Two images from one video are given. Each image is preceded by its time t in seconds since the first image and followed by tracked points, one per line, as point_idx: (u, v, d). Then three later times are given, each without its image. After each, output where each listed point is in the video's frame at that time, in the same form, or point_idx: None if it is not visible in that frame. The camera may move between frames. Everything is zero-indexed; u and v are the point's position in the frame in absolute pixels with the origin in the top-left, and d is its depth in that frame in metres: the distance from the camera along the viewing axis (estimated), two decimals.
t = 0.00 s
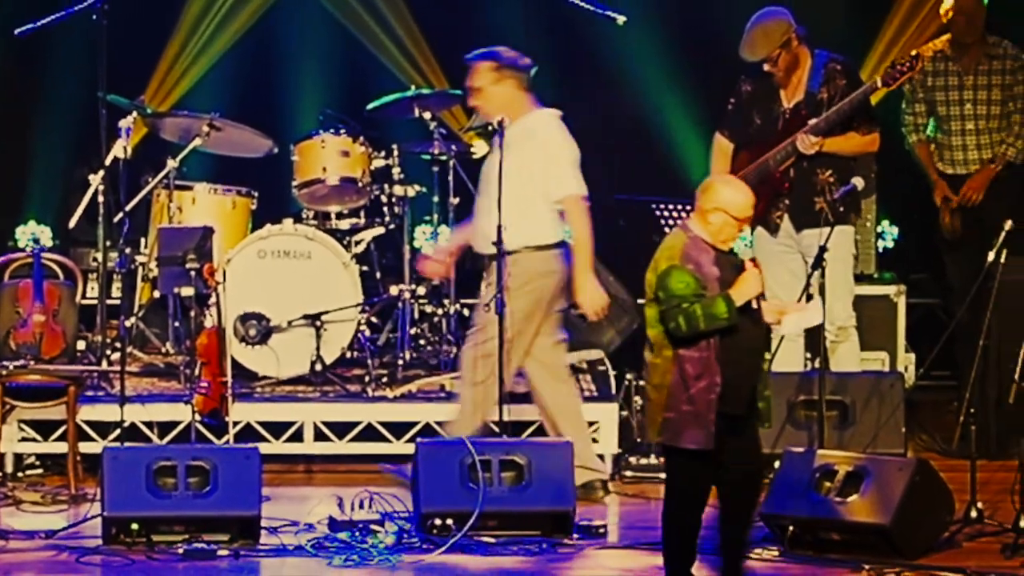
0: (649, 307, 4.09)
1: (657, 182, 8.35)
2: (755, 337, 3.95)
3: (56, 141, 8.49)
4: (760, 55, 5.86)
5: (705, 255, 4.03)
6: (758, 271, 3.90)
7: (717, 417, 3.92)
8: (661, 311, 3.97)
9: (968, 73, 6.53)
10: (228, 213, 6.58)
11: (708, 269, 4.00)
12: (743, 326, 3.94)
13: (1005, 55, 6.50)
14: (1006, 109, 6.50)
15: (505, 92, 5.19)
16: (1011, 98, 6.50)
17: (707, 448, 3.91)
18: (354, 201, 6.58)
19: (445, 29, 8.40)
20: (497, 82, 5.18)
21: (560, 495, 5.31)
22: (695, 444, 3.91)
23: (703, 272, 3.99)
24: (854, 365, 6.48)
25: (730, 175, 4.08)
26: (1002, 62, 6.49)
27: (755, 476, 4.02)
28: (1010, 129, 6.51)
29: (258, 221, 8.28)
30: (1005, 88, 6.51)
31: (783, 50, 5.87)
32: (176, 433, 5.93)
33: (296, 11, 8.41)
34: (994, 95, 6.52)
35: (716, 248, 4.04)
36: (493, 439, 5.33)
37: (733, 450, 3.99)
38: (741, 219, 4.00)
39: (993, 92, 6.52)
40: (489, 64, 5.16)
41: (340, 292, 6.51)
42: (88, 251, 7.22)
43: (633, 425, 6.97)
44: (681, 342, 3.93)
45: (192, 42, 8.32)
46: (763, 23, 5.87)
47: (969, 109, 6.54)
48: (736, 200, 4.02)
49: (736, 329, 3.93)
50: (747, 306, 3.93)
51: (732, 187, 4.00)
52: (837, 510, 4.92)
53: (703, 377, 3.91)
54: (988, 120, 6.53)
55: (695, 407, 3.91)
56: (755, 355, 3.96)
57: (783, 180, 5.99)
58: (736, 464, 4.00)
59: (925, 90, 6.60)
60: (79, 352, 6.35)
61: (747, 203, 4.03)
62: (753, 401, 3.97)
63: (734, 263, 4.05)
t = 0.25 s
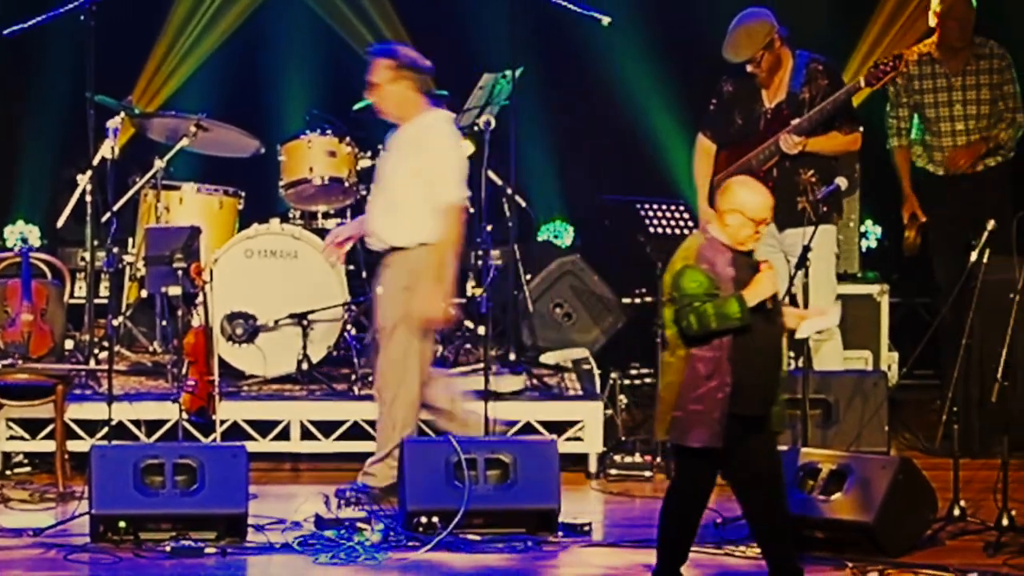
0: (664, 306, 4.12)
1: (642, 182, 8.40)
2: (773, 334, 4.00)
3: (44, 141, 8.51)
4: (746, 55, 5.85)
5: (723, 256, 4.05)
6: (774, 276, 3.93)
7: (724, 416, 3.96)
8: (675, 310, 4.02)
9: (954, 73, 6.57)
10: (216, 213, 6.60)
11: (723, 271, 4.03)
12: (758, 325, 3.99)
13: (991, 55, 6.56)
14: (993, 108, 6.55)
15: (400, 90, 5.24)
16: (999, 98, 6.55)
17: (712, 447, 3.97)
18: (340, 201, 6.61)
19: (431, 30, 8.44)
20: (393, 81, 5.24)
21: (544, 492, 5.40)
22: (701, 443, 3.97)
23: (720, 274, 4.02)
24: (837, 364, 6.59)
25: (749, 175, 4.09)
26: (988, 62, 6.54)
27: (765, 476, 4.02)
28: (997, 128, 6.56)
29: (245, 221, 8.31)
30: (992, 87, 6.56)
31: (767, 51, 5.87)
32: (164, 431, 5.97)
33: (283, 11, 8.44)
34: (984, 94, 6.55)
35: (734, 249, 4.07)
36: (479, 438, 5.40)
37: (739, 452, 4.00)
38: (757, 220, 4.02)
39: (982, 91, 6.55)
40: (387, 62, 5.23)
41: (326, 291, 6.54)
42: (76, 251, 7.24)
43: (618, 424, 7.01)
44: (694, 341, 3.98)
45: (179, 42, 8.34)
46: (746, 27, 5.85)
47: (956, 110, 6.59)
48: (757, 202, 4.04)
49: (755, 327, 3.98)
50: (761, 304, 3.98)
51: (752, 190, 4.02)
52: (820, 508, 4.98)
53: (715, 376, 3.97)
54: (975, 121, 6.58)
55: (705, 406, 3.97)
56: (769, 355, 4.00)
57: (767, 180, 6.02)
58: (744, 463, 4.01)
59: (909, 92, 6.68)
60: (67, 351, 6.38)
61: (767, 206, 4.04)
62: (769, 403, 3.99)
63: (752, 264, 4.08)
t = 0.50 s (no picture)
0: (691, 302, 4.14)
1: (627, 181, 8.44)
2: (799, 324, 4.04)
3: (31, 140, 8.53)
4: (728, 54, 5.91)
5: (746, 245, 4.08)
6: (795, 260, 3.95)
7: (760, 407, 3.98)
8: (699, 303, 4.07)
9: (945, 73, 6.63)
10: (203, 211, 6.60)
11: (746, 260, 4.06)
12: (780, 315, 4.03)
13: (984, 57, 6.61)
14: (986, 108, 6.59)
15: (298, 92, 5.23)
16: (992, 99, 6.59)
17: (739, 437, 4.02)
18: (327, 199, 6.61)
19: (416, 29, 8.47)
20: (291, 82, 5.24)
21: (529, 489, 5.46)
22: (727, 433, 4.02)
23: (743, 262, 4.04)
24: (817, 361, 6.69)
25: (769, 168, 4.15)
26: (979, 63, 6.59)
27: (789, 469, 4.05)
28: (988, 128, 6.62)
29: (231, 219, 8.34)
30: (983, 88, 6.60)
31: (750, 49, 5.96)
32: (152, 428, 6.00)
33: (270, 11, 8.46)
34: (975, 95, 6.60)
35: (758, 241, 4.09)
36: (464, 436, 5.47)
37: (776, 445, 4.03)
38: (777, 208, 4.06)
39: (973, 91, 6.60)
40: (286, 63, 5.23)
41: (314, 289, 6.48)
42: (64, 249, 7.27)
43: (603, 421, 7.05)
44: (718, 332, 4.03)
45: (167, 42, 8.37)
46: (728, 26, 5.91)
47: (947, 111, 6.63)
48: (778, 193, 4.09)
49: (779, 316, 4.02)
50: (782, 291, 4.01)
51: (772, 181, 4.07)
52: (805, 505, 5.02)
53: (740, 367, 4.01)
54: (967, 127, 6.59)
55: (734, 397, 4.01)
56: (793, 344, 4.02)
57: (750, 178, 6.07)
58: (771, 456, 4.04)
59: (899, 93, 6.72)
60: (56, 349, 6.41)
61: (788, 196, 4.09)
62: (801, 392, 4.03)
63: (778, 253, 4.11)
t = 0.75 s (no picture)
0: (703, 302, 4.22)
1: (613, 183, 8.48)
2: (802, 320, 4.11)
3: (19, 140, 8.55)
4: (711, 57, 5.97)
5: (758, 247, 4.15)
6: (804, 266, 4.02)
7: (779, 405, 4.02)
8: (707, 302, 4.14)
9: (945, 72, 6.68)
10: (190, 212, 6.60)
11: (756, 262, 4.13)
12: (784, 312, 4.10)
13: (981, 57, 6.66)
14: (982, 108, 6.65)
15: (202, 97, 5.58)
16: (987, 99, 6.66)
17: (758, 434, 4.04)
18: (314, 201, 6.61)
19: (402, 30, 8.50)
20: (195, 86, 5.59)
21: (515, 490, 5.51)
22: (745, 430, 4.04)
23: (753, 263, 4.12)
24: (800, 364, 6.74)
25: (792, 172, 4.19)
26: (976, 62, 6.66)
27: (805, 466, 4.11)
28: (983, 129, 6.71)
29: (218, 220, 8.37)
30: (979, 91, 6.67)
31: (733, 52, 6.00)
32: (139, 428, 6.03)
33: (259, 12, 8.50)
34: (971, 94, 6.67)
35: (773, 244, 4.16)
36: (450, 436, 5.52)
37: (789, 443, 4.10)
38: (792, 214, 4.11)
39: (970, 90, 6.67)
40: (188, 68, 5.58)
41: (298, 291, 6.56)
42: (51, 250, 7.29)
43: (589, 421, 7.09)
44: (724, 329, 4.08)
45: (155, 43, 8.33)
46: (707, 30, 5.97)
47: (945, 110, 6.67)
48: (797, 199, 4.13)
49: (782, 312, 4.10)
50: (787, 291, 4.07)
51: (792, 186, 4.11)
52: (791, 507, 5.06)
53: (749, 366, 4.04)
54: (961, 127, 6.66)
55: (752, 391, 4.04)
56: (794, 343, 4.09)
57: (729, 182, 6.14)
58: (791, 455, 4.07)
59: (899, 91, 6.76)
60: (43, 350, 6.44)
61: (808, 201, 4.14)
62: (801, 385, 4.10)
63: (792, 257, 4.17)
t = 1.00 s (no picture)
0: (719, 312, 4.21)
1: (600, 185, 8.44)
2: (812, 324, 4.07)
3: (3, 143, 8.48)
4: (698, 61, 6.04)
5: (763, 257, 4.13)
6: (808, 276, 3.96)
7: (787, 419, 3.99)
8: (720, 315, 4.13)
9: (940, 74, 6.64)
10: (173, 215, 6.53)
11: (761, 272, 4.11)
12: (792, 322, 4.05)
13: (978, 61, 6.61)
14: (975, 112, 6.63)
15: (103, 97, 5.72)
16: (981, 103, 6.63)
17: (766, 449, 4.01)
18: (299, 203, 6.54)
19: (389, 32, 8.45)
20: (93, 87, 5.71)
21: (502, 495, 5.45)
22: (753, 444, 4.01)
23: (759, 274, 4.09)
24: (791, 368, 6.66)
25: (796, 178, 4.14)
26: (971, 65, 6.61)
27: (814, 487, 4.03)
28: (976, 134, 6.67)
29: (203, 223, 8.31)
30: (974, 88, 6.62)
31: (721, 55, 6.08)
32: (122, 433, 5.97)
33: (243, 15, 8.45)
34: (967, 98, 6.62)
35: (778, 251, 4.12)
36: (437, 440, 5.47)
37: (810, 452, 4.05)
38: (796, 221, 4.07)
39: (966, 93, 6.62)
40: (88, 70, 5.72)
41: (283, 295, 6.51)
42: (34, 253, 7.22)
43: (576, 426, 7.04)
44: (735, 343, 4.07)
45: (137, 46, 8.30)
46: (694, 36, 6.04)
47: (934, 111, 6.65)
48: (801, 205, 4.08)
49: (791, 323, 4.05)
50: (793, 303, 4.03)
51: (796, 194, 4.07)
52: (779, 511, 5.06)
53: (760, 380, 4.03)
54: (952, 130, 6.63)
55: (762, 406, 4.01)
56: (806, 356, 4.05)
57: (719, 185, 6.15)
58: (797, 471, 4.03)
59: (901, 88, 6.79)
60: (26, 353, 6.38)
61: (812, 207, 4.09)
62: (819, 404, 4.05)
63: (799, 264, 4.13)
